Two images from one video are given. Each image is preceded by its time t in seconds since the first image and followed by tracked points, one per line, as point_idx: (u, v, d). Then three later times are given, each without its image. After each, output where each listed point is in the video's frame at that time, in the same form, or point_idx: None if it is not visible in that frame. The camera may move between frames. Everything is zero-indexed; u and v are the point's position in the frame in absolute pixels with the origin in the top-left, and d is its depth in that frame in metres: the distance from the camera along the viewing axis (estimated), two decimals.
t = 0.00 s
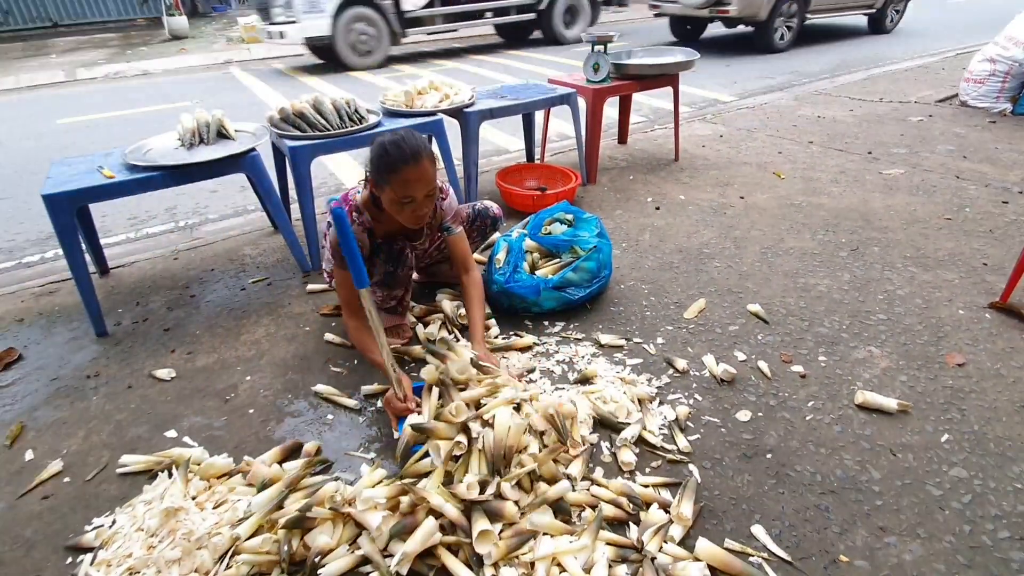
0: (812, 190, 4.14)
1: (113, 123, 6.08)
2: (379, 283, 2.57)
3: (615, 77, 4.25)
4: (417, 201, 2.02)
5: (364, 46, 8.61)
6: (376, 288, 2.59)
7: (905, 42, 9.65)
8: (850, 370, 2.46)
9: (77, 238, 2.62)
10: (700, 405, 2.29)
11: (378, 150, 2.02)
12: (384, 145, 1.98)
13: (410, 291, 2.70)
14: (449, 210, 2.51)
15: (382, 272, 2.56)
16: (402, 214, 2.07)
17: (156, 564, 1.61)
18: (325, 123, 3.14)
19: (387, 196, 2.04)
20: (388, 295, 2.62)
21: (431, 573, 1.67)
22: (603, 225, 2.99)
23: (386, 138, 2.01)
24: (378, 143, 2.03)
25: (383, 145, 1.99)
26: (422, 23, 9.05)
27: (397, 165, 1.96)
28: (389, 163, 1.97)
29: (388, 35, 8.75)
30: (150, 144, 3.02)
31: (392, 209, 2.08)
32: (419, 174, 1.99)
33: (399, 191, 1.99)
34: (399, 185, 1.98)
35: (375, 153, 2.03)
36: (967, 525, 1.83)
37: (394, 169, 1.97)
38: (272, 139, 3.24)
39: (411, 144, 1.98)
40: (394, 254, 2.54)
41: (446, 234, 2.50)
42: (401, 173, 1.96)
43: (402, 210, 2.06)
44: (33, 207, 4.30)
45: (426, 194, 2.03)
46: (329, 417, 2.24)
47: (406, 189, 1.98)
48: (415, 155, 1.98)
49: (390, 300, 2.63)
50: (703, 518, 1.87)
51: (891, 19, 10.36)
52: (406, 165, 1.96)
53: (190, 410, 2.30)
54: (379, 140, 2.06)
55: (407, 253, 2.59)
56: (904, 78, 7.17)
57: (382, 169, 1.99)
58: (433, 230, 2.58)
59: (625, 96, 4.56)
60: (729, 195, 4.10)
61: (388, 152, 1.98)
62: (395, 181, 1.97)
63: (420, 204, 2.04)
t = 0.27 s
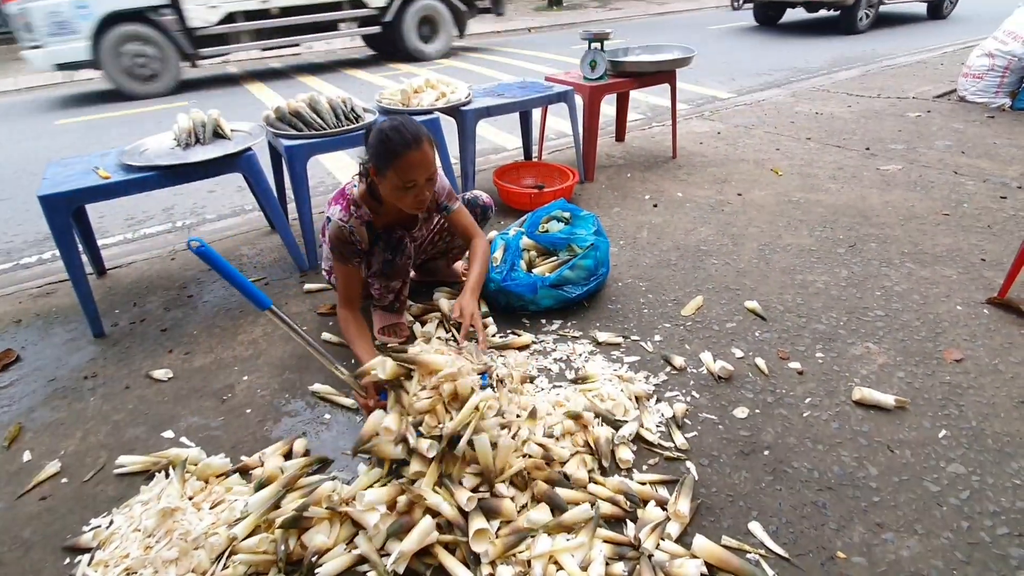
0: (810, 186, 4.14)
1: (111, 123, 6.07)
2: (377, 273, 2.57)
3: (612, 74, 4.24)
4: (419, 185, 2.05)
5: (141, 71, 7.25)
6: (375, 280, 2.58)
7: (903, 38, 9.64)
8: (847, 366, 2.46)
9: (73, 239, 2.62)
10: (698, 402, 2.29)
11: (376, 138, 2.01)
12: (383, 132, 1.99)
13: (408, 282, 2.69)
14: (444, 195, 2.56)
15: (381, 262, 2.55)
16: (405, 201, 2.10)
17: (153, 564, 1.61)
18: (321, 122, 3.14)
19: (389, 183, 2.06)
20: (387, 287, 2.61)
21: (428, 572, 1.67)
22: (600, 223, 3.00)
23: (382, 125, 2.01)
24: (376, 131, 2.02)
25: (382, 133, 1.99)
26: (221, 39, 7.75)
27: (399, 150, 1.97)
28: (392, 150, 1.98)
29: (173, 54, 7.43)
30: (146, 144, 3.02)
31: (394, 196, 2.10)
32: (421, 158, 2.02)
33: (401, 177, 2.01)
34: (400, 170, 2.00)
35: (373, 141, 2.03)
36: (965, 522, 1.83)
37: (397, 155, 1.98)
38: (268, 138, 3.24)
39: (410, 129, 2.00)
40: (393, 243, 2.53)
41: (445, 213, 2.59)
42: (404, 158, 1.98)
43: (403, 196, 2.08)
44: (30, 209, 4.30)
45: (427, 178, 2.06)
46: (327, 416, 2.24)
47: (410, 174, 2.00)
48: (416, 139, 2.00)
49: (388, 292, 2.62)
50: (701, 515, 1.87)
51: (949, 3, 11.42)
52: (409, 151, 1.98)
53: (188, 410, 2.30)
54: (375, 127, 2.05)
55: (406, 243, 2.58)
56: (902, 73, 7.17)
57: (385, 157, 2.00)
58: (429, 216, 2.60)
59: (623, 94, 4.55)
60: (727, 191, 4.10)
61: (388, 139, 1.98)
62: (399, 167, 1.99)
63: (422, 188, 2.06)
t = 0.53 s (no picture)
0: (807, 182, 4.13)
1: (107, 125, 6.06)
2: (371, 263, 2.57)
3: (607, 71, 4.23)
4: (418, 164, 2.10)
5: None
6: (369, 271, 2.59)
7: (899, 32, 9.62)
8: (844, 362, 2.46)
9: (67, 242, 2.61)
10: (695, 400, 2.29)
11: (370, 121, 2.04)
12: (376, 115, 2.01)
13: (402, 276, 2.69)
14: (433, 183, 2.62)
15: (374, 251, 2.55)
16: (402, 182, 2.14)
17: (149, 568, 1.61)
18: (315, 122, 3.13)
19: (387, 166, 2.09)
20: (380, 279, 2.61)
21: (424, 573, 1.66)
22: (596, 221, 3.00)
23: (375, 109, 2.04)
24: (369, 114, 2.05)
25: (377, 117, 2.01)
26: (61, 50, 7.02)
27: (397, 131, 2.01)
28: (389, 133, 2.01)
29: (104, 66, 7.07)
30: (140, 146, 3.01)
31: (391, 178, 2.15)
32: (417, 139, 2.07)
33: (400, 157, 2.05)
34: (400, 150, 2.04)
35: (366, 125, 2.05)
36: (963, 517, 1.83)
37: (394, 137, 2.02)
38: (262, 138, 3.23)
39: (404, 111, 2.04)
40: (387, 232, 2.54)
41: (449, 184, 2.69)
42: (403, 138, 2.02)
43: (403, 176, 2.13)
44: (25, 212, 4.29)
45: (424, 156, 2.11)
46: (323, 417, 2.23)
47: (408, 155, 2.05)
48: (412, 119, 2.04)
49: (381, 285, 2.62)
50: (698, 513, 1.86)
51: None
52: (406, 133, 2.02)
53: (184, 412, 2.29)
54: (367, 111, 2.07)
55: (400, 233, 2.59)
56: (898, 68, 7.16)
57: (381, 140, 2.03)
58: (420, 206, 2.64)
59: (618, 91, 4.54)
60: (724, 188, 4.09)
61: (385, 122, 2.01)
62: (398, 149, 2.03)
63: (420, 167, 2.11)
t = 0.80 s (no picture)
0: (801, 179, 4.14)
1: (99, 128, 6.03)
2: (372, 254, 2.58)
3: (601, 69, 4.23)
4: (430, 145, 2.19)
5: None
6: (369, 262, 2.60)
7: (892, 28, 9.63)
8: (839, 358, 2.46)
9: (60, 246, 2.60)
10: (690, 398, 2.29)
11: (382, 106, 2.08)
12: (387, 100, 2.07)
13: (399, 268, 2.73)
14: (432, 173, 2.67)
15: (375, 242, 2.55)
16: (415, 163, 2.21)
17: (144, 573, 1.60)
18: (308, 123, 3.13)
19: (401, 149, 2.15)
20: (379, 272, 2.66)
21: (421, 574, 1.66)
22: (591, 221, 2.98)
23: (384, 95, 2.10)
24: (378, 100, 2.09)
25: (390, 100, 2.06)
26: None
27: (412, 114, 2.08)
28: (404, 114, 2.07)
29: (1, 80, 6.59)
30: (132, 148, 3.00)
31: (403, 161, 2.20)
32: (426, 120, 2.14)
33: (415, 139, 2.13)
34: (415, 133, 2.12)
35: (377, 111, 2.10)
36: (958, 512, 1.83)
37: (410, 118, 2.09)
38: (255, 140, 3.22)
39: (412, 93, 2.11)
40: (388, 223, 2.54)
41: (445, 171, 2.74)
42: (418, 120, 2.10)
43: (416, 158, 2.20)
44: (18, 215, 4.27)
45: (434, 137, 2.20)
46: (318, 419, 2.23)
47: (423, 134, 2.13)
48: (423, 102, 2.13)
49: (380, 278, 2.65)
50: (694, 511, 1.87)
51: None
52: (420, 113, 2.10)
53: (178, 416, 2.29)
54: (374, 97, 2.11)
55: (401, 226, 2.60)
56: (892, 64, 7.18)
57: (396, 123, 2.08)
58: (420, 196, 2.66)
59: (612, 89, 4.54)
60: (718, 185, 4.10)
61: (399, 104, 2.07)
62: (415, 130, 2.10)
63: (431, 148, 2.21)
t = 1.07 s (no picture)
0: (794, 174, 4.15)
1: (89, 129, 5.99)
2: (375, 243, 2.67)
3: (594, 66, 4.23)
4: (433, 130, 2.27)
5: None
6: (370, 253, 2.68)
7: (883, 23, 9.66)
8: (833, 353, 2.47)
9: (49, 249, 2.58)
10: (685, 394, 2.29)
11: (387, 91, 2.16)
12: (394, 84, 2.15)
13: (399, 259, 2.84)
14: (432, 163, 2.74)
15: (377, 233, 2.65)
16: (419, 147, 2.29)
17: None
18: (299, 122, 3.11)
19: (407, 132, 2.22)
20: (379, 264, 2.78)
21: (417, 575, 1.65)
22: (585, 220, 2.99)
23: (391, 80, 2.17)
24: (384, 85, 2.17)
25: (395, 84, 2.14)
26: None
27: (417, 98, 2.16)
28: (409, 98, 2.15)
29: None
30: (122, 149, 2.97)
31: (408, 144, 2.28)
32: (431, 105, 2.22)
33: (420, 123, 2.20)
34: (421, 117, 2.19)
35: (384, 96, 2.18)
36: (952, 504, 1.84)
37: (415, 102, 2.16)
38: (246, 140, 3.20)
39: (416, 78, 2.19)
40: (391, 216, 2.64)
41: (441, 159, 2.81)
42: (424, 104, 2.17)
43: (420, 141, 2.27)
44: (8, 218, 4.23)
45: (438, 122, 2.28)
46: (312, 420, 2.22)
47: (427, 118, 2.21)
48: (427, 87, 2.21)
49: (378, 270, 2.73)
50: (690, 508, 1.87)
51: None
52: (424, 97, 2.17)
53: (171, 419, 2.27)
54: (381, 82, 2.19)
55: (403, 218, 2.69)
56: (883, 59, 7.20)
57: (403, 108, 2.16)
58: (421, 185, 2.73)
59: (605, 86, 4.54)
60: (712, 181, 4.10)
61: (404, 88, 2.14)
62: (420, 114, 2.17)
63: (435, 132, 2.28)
